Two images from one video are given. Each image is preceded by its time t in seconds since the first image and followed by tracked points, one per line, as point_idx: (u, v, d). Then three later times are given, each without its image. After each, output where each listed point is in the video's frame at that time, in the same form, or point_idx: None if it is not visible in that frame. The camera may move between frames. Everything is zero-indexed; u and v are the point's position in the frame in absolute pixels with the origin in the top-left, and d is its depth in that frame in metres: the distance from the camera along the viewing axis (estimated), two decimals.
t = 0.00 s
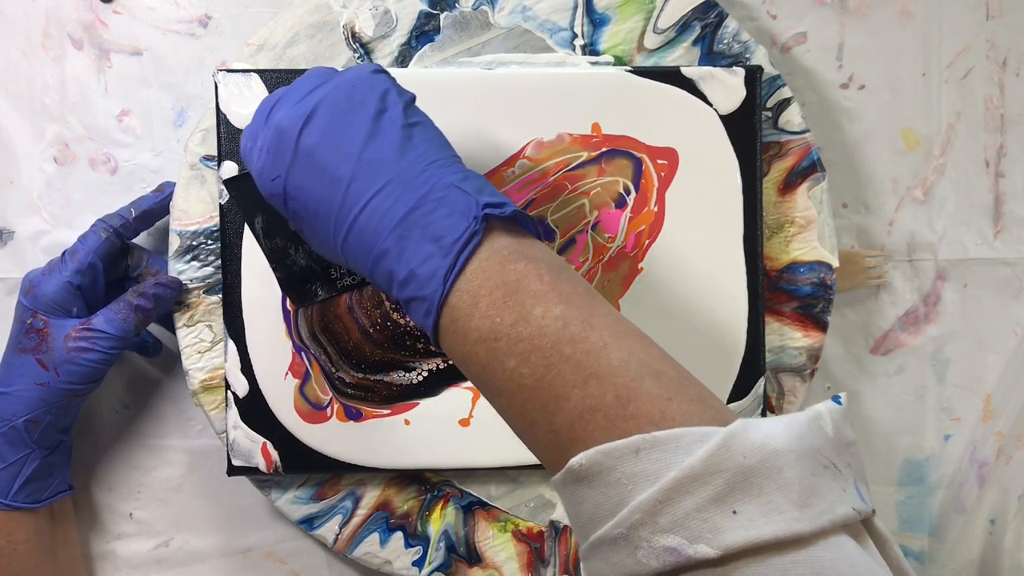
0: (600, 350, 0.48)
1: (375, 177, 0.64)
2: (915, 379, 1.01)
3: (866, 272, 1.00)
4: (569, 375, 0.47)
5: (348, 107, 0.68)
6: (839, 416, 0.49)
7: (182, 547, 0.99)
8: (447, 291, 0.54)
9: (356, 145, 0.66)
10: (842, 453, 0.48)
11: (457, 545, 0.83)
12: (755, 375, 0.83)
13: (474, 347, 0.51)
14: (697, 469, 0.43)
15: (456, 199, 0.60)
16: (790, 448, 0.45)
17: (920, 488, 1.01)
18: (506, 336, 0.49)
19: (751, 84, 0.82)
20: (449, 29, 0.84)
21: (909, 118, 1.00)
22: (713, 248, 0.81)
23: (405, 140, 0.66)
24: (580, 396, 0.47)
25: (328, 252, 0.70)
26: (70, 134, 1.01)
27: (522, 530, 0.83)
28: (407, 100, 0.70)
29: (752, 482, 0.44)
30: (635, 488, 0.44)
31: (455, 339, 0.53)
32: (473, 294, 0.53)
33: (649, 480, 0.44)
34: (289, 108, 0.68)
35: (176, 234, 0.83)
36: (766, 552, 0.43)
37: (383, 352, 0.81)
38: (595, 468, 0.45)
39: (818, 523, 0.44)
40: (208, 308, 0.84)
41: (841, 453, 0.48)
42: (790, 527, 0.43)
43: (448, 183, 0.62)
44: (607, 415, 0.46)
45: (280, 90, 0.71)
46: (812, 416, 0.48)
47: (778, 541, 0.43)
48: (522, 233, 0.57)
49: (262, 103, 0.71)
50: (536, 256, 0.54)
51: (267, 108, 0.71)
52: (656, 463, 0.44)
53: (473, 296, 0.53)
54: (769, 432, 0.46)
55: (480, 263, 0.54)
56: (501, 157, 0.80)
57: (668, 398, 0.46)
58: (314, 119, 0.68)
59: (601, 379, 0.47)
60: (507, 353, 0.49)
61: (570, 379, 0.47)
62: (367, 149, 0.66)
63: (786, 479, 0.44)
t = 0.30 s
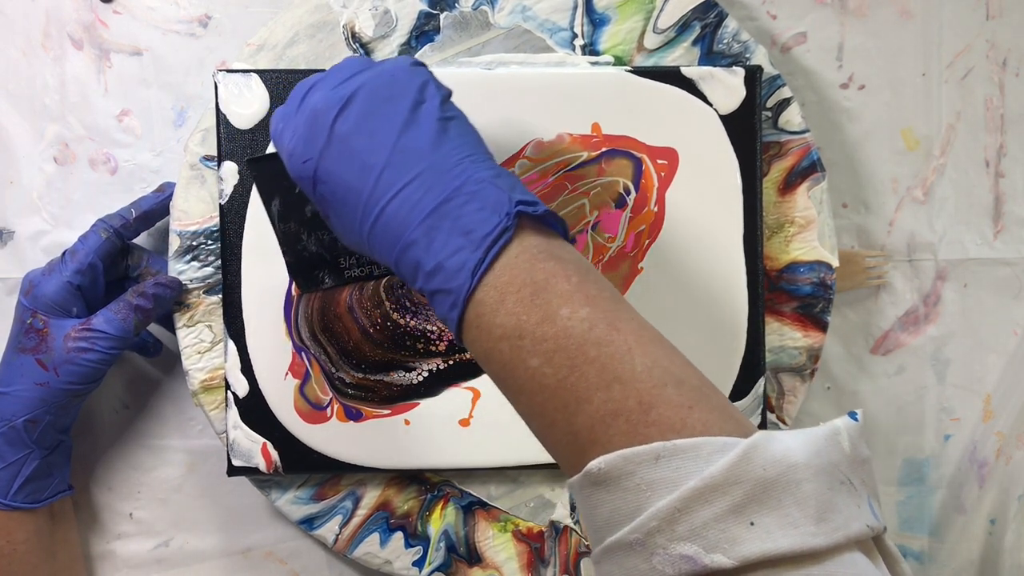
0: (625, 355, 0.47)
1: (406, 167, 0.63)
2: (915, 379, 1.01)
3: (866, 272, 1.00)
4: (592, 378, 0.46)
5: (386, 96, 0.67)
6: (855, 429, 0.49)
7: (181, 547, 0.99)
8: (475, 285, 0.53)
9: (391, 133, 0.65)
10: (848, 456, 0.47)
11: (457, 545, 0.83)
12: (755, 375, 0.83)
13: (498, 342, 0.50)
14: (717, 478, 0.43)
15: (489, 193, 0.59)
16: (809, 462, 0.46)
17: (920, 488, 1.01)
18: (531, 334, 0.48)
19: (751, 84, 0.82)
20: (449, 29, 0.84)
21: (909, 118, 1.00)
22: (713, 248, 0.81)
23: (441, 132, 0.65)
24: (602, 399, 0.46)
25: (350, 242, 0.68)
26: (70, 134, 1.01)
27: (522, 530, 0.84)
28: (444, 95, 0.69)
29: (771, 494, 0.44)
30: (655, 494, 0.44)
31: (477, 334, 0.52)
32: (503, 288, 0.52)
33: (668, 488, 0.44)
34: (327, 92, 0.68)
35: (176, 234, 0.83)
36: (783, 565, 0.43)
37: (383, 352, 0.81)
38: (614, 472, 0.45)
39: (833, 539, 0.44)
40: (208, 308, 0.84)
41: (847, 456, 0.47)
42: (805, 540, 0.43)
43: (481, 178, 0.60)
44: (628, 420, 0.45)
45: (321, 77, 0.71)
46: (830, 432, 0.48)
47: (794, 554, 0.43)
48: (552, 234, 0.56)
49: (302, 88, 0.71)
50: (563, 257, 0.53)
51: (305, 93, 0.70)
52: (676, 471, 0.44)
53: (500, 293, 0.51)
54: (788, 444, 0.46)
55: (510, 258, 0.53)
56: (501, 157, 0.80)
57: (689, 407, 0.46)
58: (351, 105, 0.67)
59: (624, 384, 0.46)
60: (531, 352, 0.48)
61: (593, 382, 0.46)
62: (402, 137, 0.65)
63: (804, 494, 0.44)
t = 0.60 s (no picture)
0: (649, 350, 0.47)
1: (438, 150, 0.63)
2: (915, 379, 1.01)
3: (865, 272, 1.00)
4: (615, 371, 0.47)
5: (420, 77, 0.67)
6: (873, 436, 0.48)
7: (182, 547, 0.99)
8: (502, 270, 0.53)
9: (423, 115, 0.65)
10: (859, 457, 0.47)
11: (457, 546, 0.83)
12: (755, 375, 0.83)
13: (521, 329, 0.50)
14: (738, 478, 0.43)
15: (520, 180, 0.59)
16: (829, 466, 0.45)
17: (921, 489, 1.01)
18: (557, 323, 0.49)
19: (751, 84, 0.82)
20: (449, 29, 0.84)
21: (909, 118, 1.00)
22: (713, 248, 0.81)
23: (475, 115, 0.65)
24: (625, 393, 0.46)
25: (374, 223, 0.69)
26: (70, 134, 1.01)
27: (522, 530, 0.84)
28: (480, 80, 0.68)
29: (790, 496, 0.44)
30: (673, 490, 0.45)
31: (501, 321, 0.52)
32: (533, 269, 0.52)
33: (686, 485, 0.44)
34: (363, 71, 0.68)
35: (176, 234, 0.83)
36: (800, 568, 0.43)
37: (383, 351, 0.81)
38: (632, 467, 0.45)
39: (850, 544, 0.43)
40: (208, 308, 0.84)
41: (861, 459, 0.47)
42: (823, 544, 0.43)
43: (512, 165, 0.61)
44: (650, 415, 0.46)
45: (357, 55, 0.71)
46: (848, 437, 0.47)
47: (811, 557, 0.43)
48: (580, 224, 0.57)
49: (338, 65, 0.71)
50: (592, 249, 0.53)
51: (339, 72, 0.70)
52: (695, 468, 0.44)
53: (526, 280, 0.52)
54: (809, 447, 0.46)
55: (541, 245, 0.53)
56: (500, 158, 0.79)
57: (711, 405, 0.46)
58: (385, 84, 0.67)
59: (647, 379, 0.47)
60: (555, 341, 0.48)
61: (616, 376, 0.47)
62: (435, 121, 0.65)
63: (823, 497, 0.44)
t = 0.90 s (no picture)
0: (653, 345, 0.47)
1: (443, 141, 0.64)
2: (915, 379, 1.01)
3: (865, 272, 1.01)
4: (619, 366, 0.47)
5: (426, 67, 0.67)
6: (877, 433, 0.48)
7: (182, 548, 1.00)
8: (506, 262, 0.54)
9: (429, 106, 0.65)
10: (862, 453, 0.47)
11: (457, 546, 0.83)
12: (755, 375, 0.83)
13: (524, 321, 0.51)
14: (742, 475, 0.43)
15: (525, 171, 0.60)
16: (833, 463, 0.45)
17: (920, 488, 1.02)
18: (561, 315, 0.49)
19: (751, 84, 0.82)
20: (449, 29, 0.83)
21: (909, 118, 1.00)
22: (713, 248, 0.81)
23: (480, 105, 0.65)
24: (629, 387, 0.46)
25: (377, 213, 0.69)
26: (70, 134, 1.01)
27: (522, 530, 0.84)
28: (486, 71, 0.69)
29: (794, 493, 0.44)
30: (676, 487, 0.45)
31: (505, 313, 0.53)
32: (539, 259, 0.53)
33: (691, 482, 0.44)
34: (369, 60, 0.68)
35: (176, 235, 0.83)
36: (803, 565, 0.43)
37: (383, 351, 0.80)
38: (636, 463, 0.45)
39: (854, 542, 0.44)
40: (208, 308, 0.84)
41: (863, 455, 0.47)
42: (826, 542, 0.43)
43: (518, 156, 0.61)
44: (653, 409, 0.46)
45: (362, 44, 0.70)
46: (853, 434, 0.47)
47: (814, 555, 0.43)
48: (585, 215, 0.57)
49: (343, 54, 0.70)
50: (598, 242, 0.53)
51: (343, 61, 0.70)
52: (699, 465, 0.44)
53: (531, 272, 0.52)
54: (813, 445, 0.46)
55: (545, 237, 0.54)
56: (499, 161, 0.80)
57: (715, 401, 0.46)
58: (391, 74, 0.67)
59: (651, 374, 0.46)
60: (559, 334, 0.48)
61: (620, 370, 0.47)
62: (440, 111, 0.65)
63: (827, 495, 0.44)
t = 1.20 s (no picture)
0: (682, 371, 0.46)
1: (466, 153, 0.62)
2: (915, 379, 1.02)
3: (865, 272, 1.00)
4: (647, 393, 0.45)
5: (451, 74, 0.65)
6: (906, 463, 0.46)
7: (182, 548, 1.00)
8: (531, 283, 0.51)
9: (453, 115, 0.63)
10: (892, 486, 0.44)
11: (458, 546, 0.83)
12: (756, 376, 0.83)
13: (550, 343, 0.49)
14: (770, 510, 0.42)
15: (552, 187, 0.57)
16: (866, 498, 0.43)
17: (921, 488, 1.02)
18: (587, 339, 0.47)
19: (750, 84, 0.82)
20: (448, 28, 0.83)
21: (909, 118, 1.00)
22: (714, 249, 0.81)
23: (505, 117, 0.63)
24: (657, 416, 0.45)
25: (397, 222, 0.68)
26: (70, 134, 1.01)
27: (522, 530, 0.84)
28: (511, 79, 0.67)
29: (825, 530, 0.42)
30: (704, 519, 0.44)
31: (528, 333, 0.51)
32: (564, 277, 0.50)
33: (717, 514, 0.44)
34: (391, 67, 0.66)
35: (176, 235, 0.83)
36: None
37: (383, 352, 0.80)
38: (662, 492, 0.45)
39: None
40: (208, 309, 0.84)
41: (893, 488, 0.44)
42: None
43: (544, 172, 0.59)
44: (682, 440, 0.44)
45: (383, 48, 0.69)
46: (883, 465, 0.45)
47: None
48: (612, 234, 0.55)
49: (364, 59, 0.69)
50: (626, 262, 0.51)
51: (363, 65, 0.68)
52: (728, 497, 0.43)
53: (556, 292, 0.50)
54: (846, 478, 0.44)
55: (573, 257, 0.51)
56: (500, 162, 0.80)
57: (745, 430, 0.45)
58: (413, 81, 0.65)
59: (680, 402, 0.45)
60: (585, 358, 0.47)
61: (647, 397, 0.45)
62: (464, 121, 0.63)
63: (859, 531, 0.43)
